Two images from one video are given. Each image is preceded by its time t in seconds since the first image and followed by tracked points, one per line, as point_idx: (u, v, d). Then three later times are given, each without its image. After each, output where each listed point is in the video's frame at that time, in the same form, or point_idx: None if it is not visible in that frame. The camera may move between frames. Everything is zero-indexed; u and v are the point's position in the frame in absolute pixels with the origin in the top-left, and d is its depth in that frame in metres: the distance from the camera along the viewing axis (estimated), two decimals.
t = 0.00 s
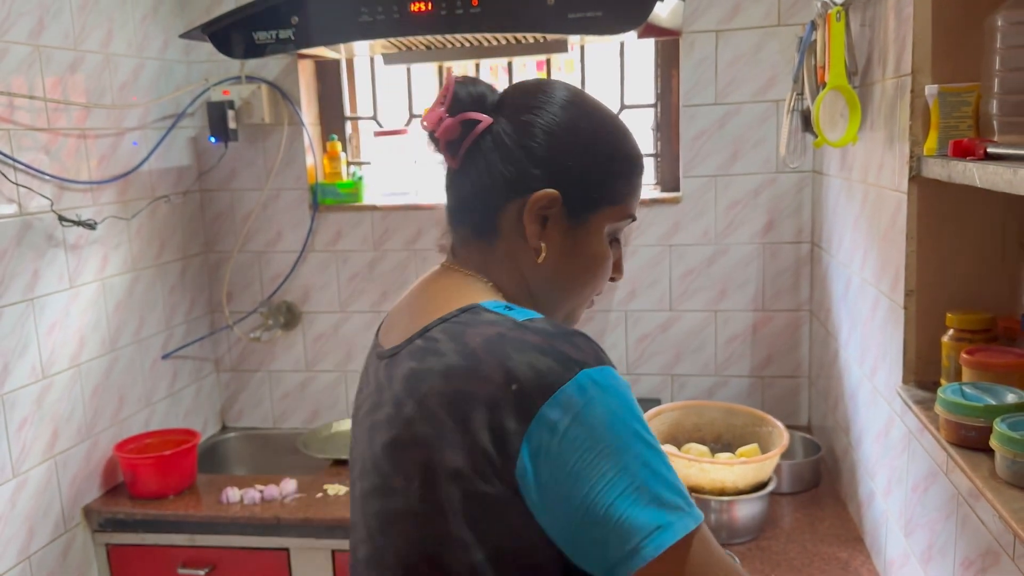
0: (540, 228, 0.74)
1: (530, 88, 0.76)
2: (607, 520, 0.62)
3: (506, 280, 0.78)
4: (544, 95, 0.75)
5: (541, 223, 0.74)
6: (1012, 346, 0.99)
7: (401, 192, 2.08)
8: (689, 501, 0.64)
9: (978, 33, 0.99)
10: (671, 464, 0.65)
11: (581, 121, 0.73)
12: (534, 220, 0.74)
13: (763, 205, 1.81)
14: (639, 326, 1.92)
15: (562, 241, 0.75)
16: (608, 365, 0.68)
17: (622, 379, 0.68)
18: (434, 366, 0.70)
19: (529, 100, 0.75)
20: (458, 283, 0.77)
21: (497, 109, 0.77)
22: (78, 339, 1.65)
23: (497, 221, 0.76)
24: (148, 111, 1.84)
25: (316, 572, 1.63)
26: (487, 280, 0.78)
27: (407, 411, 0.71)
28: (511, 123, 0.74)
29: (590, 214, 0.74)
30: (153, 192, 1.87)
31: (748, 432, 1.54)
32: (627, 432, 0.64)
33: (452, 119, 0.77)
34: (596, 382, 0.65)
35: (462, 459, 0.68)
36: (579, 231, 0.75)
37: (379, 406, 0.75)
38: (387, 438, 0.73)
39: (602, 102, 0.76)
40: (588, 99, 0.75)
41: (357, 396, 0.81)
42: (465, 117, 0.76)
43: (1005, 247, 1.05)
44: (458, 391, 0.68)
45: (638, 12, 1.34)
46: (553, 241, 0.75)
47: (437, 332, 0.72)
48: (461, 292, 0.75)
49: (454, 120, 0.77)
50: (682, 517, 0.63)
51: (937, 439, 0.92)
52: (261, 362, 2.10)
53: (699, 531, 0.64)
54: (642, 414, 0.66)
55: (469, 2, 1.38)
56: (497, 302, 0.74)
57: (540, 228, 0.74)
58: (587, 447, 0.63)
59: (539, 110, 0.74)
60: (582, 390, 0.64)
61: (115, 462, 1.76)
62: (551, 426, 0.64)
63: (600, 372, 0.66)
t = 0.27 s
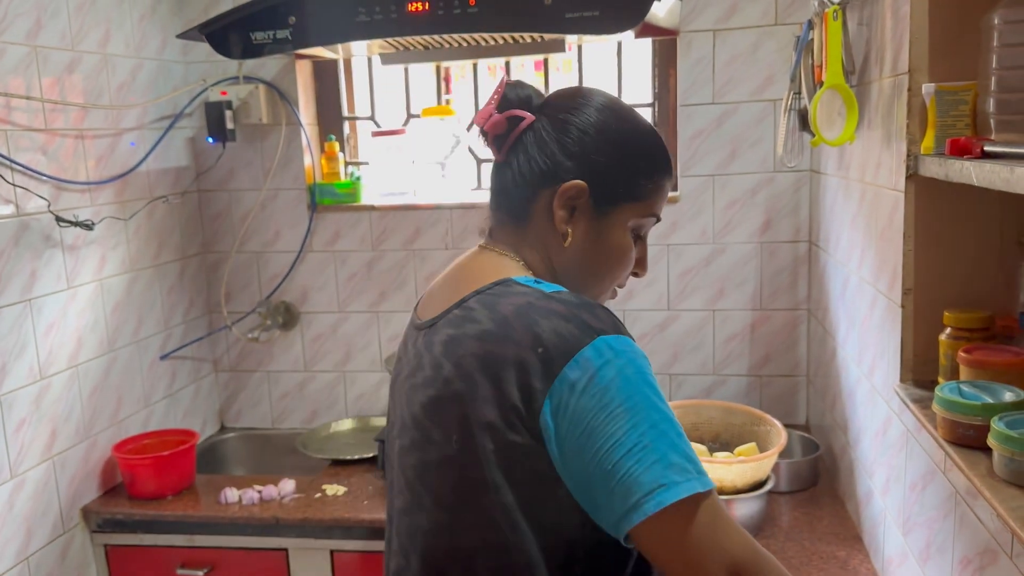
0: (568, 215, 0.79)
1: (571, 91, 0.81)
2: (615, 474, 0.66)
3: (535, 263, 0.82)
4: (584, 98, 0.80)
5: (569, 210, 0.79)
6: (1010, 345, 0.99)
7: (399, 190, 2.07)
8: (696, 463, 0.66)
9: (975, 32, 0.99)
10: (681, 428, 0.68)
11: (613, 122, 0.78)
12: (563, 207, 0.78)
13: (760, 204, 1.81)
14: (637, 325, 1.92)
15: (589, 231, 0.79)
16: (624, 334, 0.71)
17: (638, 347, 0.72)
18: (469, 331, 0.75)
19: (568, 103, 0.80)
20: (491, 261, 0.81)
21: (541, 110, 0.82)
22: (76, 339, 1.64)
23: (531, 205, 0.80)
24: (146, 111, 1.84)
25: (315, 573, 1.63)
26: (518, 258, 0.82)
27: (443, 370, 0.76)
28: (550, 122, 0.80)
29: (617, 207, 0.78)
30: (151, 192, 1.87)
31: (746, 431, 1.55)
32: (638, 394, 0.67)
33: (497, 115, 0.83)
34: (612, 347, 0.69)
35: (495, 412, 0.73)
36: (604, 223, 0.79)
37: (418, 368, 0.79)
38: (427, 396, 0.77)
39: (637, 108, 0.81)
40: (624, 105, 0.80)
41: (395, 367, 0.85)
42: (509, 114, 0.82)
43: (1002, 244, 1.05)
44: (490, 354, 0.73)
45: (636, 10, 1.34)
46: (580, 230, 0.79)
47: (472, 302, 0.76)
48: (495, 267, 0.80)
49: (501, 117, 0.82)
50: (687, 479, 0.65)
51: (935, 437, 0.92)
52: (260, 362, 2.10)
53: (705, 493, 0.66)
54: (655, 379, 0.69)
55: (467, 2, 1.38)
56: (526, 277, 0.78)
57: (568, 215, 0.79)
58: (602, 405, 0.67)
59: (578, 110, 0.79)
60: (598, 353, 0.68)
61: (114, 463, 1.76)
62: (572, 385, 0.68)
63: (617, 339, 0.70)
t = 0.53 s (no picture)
0: (571, 212, 0.80)
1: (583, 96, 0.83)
2: (569, 464, 0.66)
3: (541, 260, 0.84)
4: (594, 102, 0.82)
5: (572, 208, 0.80)
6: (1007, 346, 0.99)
7: (395, 193, 2.06)
8: (654, 461, 0.66)
9: (971, 32, 0.99)
10: (643, 426, 0.67)
11: (616, 123, 0.79)
12: (567, 205, 0.80)
13: (757, 205, 1.81)
14: (635, 326, 1.92)
15: (592, 227, 0.80)
16: (599, 330, 0.71)
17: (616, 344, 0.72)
18: (458, 318, 0.76)
19: (575, 108, 0.82)
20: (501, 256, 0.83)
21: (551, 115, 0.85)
22: (73, 341, 1.64)
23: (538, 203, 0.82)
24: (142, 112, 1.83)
25: (312, 575, 1.62)
26: (525, 254, 0.84)
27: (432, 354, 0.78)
28: (557, 126, 0.82)
29: (619, 205, 0.79)
30: (147, 194, 1.86)
31: (743, 432, 1.54)
32: (599, 387, 0.67)
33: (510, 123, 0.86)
34: (582, 341, 0.69)
35: (472, 393, 0.73)
36: (606, 220, 0.80)
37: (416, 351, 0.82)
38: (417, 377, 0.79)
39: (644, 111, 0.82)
40: (630, 109, 0.81)
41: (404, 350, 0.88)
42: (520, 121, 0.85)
43: (999, 245, 1.05)
44: (472, 340, 0.74)
45: (633, 11, 1.33)
46: (582, 227, 0.80)
47: (467, 291, 0.78)
48: (500, 261, 0.82)
49: (513, 124, 0.86)
50: (641, 476, 0.64)
51: (932, 438, 0.92)
52: (256, 364, 2.09)
53: (660, 492, 0.65)
54: (625, 375, 0.69)
55: (463, 2, 1.38)
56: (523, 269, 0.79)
57: (571, 212, 0.80)
58: (564, 395, 0.67)
59: (586, 114, 0.81)
60: (568, 346, 0.69)
61: (110, 465, 1.76)
62: (540, 374, 0.69)
63: (589, 334, 0.70)
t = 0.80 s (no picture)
0: (572, 213, 0.80)
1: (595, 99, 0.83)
2: (492, 456, 0.70)
3: (543, 259, 0.84)
4: (606, 106, 0.82)
5: (573, 209, 0.80)
6: (1006, 347, 0.99)
7: (393, 193, 2.07)
8: (568, 473, 0.67)
9: (969, 33, 0.99)
10: (573, 436, 0.68)
11: (621, 128, 0.79)
12: (567, 205, 0.80)
13: (756, 206, 1.81)
14: (633, 327, 1.91)
15: (593, 228, 0.80)
16: (560, 333, 0.72)
17: (577, 349, 0.72)
18: (445, 306, 0.80)
19: (584, 111, 0.82)
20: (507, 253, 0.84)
21: (562, 116, 0.85)
22: (70, 342, 1.64)
23: (542, 203, 0.83)
24: (140, 113, 1.83)
25: None
26: (528, 253, 0.85)
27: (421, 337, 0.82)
28: (565, 128, 0.82)
29: (620, 207, 0.79)
30: (145, 195, 1.86)
31: (741, 433, 1.54)
32: (537, 391, 0.68)
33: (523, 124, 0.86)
34: (534, 342, 0.70)
35: (439, 376, 0.77)
36: (607, 221, 0.80)
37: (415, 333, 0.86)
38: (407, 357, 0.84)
39: (651, 116, 0.82)
40: (637, 114, 0.81)
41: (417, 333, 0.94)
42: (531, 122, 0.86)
43: (997, 246, 1.05)
44: (449, 329, 0.77)
45: (632, 11, 1.33)
46: (583, 227, 0.81)
47: (459, 283, 0.81)
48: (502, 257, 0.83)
49: (527, 123, 0.86)
50: (549, 482, 0.66)
51: (931, 439, 0.92)
52: (255, 365, 2.09)
53: (564, 503, 0.67)
54: (569, 382, 0.69)
55: (461, 3, 1.38)
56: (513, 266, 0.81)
57: (571, 212, 0.80)
58: (503, 392, 0.69)
59: (595, 117, 0.81)
60: (521, 344, 0.70)
61: (108, 466, 1.75)
62: (490, 367, 0.71)
63: (545, 335, 0.71)
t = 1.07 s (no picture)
0: (543, 219, 0.81)
1: (572, 99, 0.83)
2: (448, 468, 0.70)
3: (517, 265, 0.86)
4: (582, 108, 0.81)
5: (545, 215, 0.81)
6: (1009, 349, 0.99)
7: (395, 194, 2.07)
8: (523, 480, 0.68)
9: (972, 34, 0.99)
10: (530, 444, 0.69)
11: (593, 131, 0.79)
12: (538, 212, 0.81)
13: (758, 207, 1.81)
14: (635, 327, 1.91)
15: (563, 235, 0.81)
16: (512, 339, 0.72)
17: (529, 354, 0.73)
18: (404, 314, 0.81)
19: (556, 111, 0.82)
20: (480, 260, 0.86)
21: (534, 114, 0.84)
22: (72, 343, 1.64)
23: (515, 210, 0.84)
24: (142, 113, 1.83)
25: None
26: (499, 260, 0.87)
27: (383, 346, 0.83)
28: (537, 129, 0.82)
29: (590, 213, 0.80)
30: (147, 195, 1.86)
31: (743, 434, 1.54)
32: (491, 398, 0.69)
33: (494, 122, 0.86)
34: (486, 349, 0.71)
35: (394, 383, 0.78)
36: (578, 228, 0.80)
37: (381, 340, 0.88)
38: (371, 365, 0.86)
39: (625, 117, 0.81)
40: (610, 114, 0.81)
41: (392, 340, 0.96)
42: (503, 121, 0.85)
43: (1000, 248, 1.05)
44: (405, 337, 0.78)
45: (635, 12, 1.33)
46: (554, 233, 0.82)
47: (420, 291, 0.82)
48: (477, 264, 0.85)
49: (499, 122, 0.86)
50: (506, 490, 0.67)
51: (934, 441, 0.92)
52: (256, 365, 2.09)
53: (523, 511, 0.67)
54: (523, 387, 0.70)
55: (464, 4, 1.38)
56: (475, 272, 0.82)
57: (543, 219, 0.81)
58: (456, 400, 0.70)
59: (567, 119, 0.80)
60: (472, 352, 0.71)
61: (110, 467, 1.76)
62: (443, 376, 0.72)
63: (497, 342, 0.71)
